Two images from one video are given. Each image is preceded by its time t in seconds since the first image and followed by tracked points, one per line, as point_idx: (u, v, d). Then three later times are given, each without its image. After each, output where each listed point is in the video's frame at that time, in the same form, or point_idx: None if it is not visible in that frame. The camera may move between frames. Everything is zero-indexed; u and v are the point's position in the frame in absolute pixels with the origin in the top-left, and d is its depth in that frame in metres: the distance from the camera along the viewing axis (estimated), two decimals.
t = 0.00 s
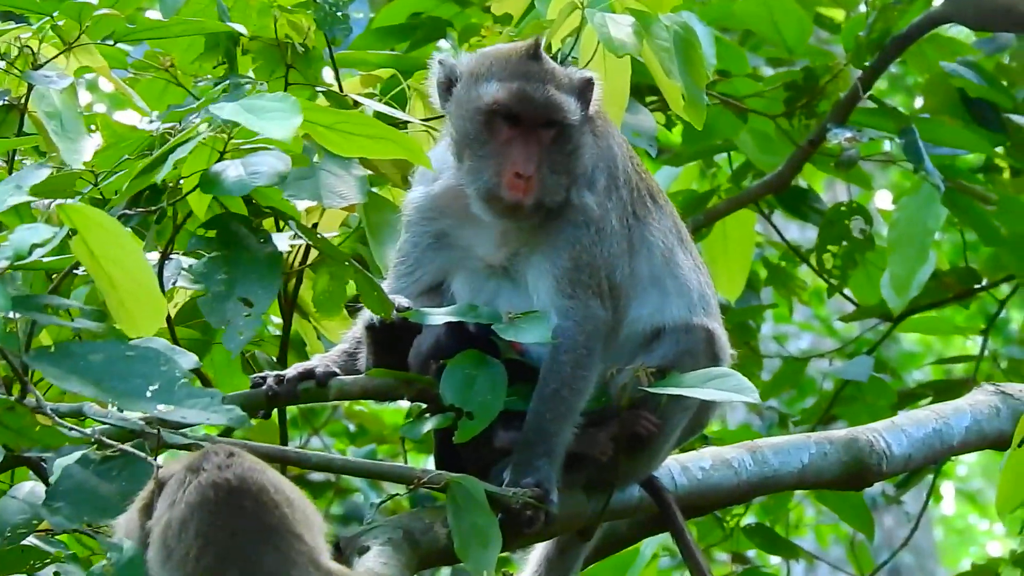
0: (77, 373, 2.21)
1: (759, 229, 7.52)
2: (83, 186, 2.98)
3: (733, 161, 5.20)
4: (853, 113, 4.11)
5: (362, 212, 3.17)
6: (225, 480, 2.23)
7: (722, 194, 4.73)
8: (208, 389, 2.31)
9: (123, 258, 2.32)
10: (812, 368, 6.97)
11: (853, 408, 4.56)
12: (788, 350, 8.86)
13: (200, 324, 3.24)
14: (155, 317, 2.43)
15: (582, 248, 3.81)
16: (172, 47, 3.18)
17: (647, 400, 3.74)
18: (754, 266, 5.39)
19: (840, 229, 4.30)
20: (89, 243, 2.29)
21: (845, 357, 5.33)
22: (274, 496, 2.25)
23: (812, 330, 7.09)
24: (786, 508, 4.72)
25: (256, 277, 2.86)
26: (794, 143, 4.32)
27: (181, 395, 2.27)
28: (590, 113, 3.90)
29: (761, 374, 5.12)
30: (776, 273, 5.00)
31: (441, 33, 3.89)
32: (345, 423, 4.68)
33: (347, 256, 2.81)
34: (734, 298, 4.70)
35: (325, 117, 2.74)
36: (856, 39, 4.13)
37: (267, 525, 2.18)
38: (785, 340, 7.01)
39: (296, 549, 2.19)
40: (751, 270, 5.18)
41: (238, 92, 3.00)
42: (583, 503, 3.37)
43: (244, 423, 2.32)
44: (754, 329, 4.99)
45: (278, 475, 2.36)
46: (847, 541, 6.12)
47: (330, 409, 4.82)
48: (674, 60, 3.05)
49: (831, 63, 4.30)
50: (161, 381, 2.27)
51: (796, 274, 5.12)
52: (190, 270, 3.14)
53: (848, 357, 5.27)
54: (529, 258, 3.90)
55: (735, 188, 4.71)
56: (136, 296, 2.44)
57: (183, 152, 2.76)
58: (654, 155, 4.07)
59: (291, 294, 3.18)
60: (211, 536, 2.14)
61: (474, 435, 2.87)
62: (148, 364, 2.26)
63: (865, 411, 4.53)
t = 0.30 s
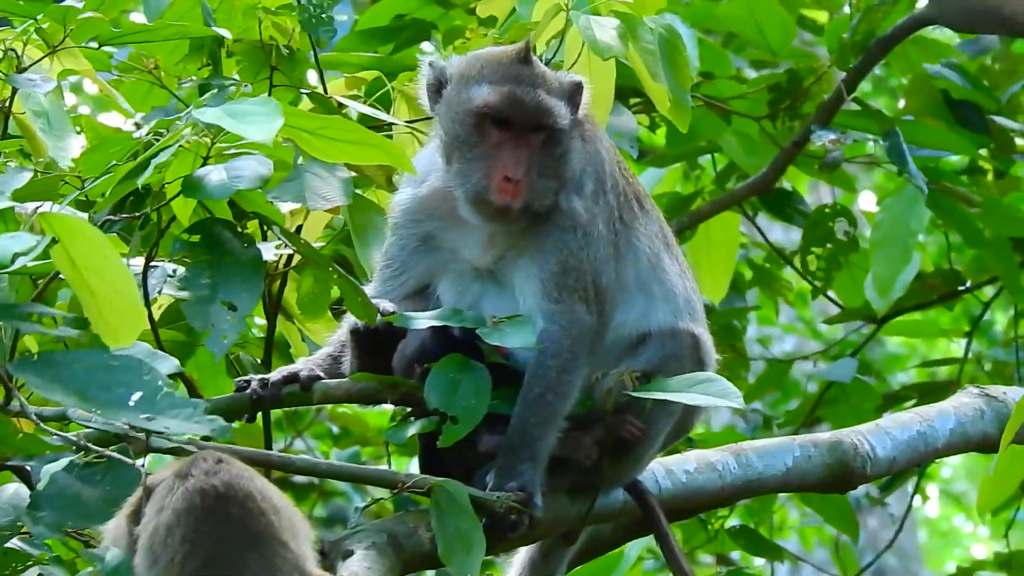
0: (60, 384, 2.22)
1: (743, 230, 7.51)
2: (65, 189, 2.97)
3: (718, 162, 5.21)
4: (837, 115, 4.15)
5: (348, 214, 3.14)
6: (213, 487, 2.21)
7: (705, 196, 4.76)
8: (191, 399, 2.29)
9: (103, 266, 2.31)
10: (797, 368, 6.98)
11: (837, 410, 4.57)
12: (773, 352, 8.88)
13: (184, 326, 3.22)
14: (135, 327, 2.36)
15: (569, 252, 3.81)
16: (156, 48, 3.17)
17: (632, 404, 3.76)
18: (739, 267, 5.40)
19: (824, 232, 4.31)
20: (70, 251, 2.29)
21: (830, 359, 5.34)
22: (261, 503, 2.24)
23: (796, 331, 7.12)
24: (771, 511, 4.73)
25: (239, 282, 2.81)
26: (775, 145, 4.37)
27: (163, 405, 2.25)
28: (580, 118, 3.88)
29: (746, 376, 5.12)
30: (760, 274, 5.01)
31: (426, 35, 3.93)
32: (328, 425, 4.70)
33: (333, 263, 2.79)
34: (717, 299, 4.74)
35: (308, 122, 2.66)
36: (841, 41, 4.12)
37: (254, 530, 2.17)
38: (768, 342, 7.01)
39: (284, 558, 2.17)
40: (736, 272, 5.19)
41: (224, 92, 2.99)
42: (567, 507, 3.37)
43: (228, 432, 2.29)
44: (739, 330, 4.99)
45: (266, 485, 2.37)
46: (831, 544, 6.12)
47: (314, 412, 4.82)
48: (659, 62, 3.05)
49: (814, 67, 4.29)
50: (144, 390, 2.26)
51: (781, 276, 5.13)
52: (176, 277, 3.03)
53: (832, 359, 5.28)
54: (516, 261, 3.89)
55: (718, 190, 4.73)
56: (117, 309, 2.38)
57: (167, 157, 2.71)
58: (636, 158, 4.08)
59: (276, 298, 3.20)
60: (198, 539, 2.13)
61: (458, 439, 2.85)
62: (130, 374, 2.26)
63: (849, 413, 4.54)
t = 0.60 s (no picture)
0: (24, 393, 1.98)
1: (737, 231, 7.40)
2: (34, 190, 2.88)
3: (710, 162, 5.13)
4: (832, 114, 4.08)
5: (328, 215, 3.05)
6: (185, 499, 2.24)
7: (696, 197, 4.67)
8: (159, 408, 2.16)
9: (69, 270, 2.17)
10: (792, 374, 6.88)
11: (832, 418, 4.50)
12: (768, 358, 8.80)
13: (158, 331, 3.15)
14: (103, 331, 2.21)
15: (555, 255, 3.71)
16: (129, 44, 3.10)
17: (618, 412, 3.65)
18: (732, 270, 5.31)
19: (818, 234, 4.25)
20: (34, 256, 2.16)
21: (826, 364, 5.23)
22: (234, 516, 2.25)
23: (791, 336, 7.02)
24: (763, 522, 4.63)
25: (218, 289, 2.70)
26: (768, 145, 4.32)
27: (130, 414, 2.11)
28: (565, 118, 3.81)
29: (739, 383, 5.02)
30: (753, 278, 4.92)
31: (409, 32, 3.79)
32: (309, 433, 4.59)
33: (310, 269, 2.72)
34: (709, 302, 4.66)
35: (289, 123, 2.50)
36: (835, 39, 4.16)
37: (227, 543, 2.16)
38: (764, 348, 6.89)
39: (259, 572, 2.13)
40: (729, 275, 5.09)
41: (199, 94, 2.86)
42: (550, 519, 3.29)
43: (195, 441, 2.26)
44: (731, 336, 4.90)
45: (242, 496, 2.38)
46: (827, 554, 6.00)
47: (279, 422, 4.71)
48: (649, 60, 2.98)
49: (809, 64, 4.28)
50: (111, 400, 2.08)
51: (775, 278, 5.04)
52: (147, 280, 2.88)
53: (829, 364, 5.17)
54: (499, 264, 3.80)
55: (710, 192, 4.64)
56: (86, 314, 2.23)
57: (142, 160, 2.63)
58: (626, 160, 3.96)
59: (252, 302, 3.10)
60: (167, 552, 2.12)
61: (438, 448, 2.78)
62: (96, 383, 2.07)
63: (845, 420, 4.46)
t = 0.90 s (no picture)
0: None
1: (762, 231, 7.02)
2: None
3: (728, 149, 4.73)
4: (871, 91, 3.84)
5: (288, 207, 2.71)
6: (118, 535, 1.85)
7: (713, 185, 4.31)
8: (88, 426, 1.91)
9: None
10: (823, 388, 6.50)
11: (870, 441, 4.14)
12: (794, 371, 8.37)
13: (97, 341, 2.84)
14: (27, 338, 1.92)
15: (546, 253, 3.32)
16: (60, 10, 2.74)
17: (620, 434, 3.26)
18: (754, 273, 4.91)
19: (855, 230, 4.03)
20: None
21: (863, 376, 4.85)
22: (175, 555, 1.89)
23: (825, 348, 6.58)
24: (790, 558, 4.22)
25: (150, 293, 2.29)
26: (798, 126, 4.00)
27: (55, 434, 1.86)
28: (558, 95, 3.42)
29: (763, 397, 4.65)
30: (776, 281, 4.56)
31: None
32: (265, 458, 4.35)
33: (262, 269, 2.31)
34: (727, 311, 4.33)
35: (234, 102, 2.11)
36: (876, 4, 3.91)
37: None
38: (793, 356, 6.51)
39: None
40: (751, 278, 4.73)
41: (140, 66, 2.46)
42: (544, 558, 2.99)
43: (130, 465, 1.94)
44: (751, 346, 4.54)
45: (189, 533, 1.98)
46: None
47: (249, 441, 4.35)
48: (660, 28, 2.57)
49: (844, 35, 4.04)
50: (32, 418, 1.85)
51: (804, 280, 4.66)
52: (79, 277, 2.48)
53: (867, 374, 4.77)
54: (484, 263, 3.39)
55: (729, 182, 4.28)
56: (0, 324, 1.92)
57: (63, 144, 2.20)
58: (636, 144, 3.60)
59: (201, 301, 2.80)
60: None
61: (412, 475, 2.37)
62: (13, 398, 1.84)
63: (883, 444, 4.11)
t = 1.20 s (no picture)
0: None
1: (761, 231, 7.04)
2: None
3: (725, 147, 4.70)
4: (868, 89, 3.83)
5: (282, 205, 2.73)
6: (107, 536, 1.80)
7: (710, 183, 4.33)
8: (82, 425, 1.91)
9: None
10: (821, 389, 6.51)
11: (867, 441, 4.15)
12: (791, 372, 8.35)
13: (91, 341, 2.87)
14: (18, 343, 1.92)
15: (546, 253, 3.32)
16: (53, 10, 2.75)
17: (616, 433, 3.28)
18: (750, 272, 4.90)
19: (853, 228, 4.03)
20: None
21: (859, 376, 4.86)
22: (165, 554, 1.83)
23: (821, 349, 6.59)
24: (785, 559, 4.22)
25: (141, 286, 2.25)
26: (795, 125, 4.03)
27: (48, 432, 1.86)
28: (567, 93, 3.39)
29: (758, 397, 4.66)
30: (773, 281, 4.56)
31: None
32: (259, 458, 4.40)
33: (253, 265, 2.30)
34: (724, 309, 4.33)
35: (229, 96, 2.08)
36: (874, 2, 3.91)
37: None
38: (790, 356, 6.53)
39: None
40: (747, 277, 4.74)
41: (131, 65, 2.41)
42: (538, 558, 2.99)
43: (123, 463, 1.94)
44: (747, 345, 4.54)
45: (180, 535, 1.95)
46: None
47: (244, 442, 4.41)
48: (656, 25, 2.55)
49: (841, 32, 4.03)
50: (25, 416, 1.86)
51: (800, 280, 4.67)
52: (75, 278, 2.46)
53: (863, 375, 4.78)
54: (484, 261, 3.37)
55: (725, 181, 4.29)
56: None
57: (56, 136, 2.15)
58: (629, 141, 3.58)
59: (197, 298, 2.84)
60: None
61: (407, 474, 2.36)
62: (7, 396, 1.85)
63: (881, 444, 4.11)
